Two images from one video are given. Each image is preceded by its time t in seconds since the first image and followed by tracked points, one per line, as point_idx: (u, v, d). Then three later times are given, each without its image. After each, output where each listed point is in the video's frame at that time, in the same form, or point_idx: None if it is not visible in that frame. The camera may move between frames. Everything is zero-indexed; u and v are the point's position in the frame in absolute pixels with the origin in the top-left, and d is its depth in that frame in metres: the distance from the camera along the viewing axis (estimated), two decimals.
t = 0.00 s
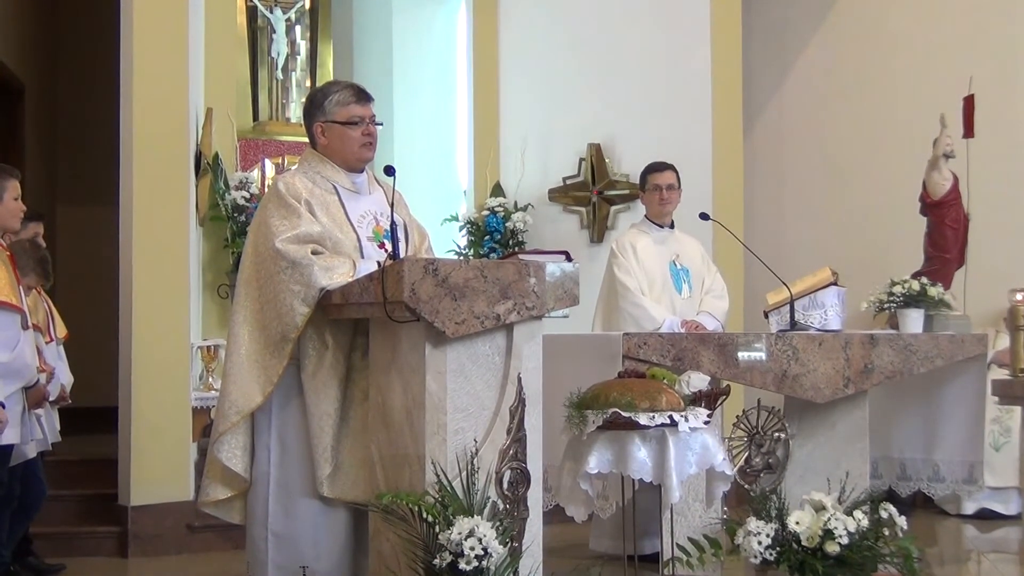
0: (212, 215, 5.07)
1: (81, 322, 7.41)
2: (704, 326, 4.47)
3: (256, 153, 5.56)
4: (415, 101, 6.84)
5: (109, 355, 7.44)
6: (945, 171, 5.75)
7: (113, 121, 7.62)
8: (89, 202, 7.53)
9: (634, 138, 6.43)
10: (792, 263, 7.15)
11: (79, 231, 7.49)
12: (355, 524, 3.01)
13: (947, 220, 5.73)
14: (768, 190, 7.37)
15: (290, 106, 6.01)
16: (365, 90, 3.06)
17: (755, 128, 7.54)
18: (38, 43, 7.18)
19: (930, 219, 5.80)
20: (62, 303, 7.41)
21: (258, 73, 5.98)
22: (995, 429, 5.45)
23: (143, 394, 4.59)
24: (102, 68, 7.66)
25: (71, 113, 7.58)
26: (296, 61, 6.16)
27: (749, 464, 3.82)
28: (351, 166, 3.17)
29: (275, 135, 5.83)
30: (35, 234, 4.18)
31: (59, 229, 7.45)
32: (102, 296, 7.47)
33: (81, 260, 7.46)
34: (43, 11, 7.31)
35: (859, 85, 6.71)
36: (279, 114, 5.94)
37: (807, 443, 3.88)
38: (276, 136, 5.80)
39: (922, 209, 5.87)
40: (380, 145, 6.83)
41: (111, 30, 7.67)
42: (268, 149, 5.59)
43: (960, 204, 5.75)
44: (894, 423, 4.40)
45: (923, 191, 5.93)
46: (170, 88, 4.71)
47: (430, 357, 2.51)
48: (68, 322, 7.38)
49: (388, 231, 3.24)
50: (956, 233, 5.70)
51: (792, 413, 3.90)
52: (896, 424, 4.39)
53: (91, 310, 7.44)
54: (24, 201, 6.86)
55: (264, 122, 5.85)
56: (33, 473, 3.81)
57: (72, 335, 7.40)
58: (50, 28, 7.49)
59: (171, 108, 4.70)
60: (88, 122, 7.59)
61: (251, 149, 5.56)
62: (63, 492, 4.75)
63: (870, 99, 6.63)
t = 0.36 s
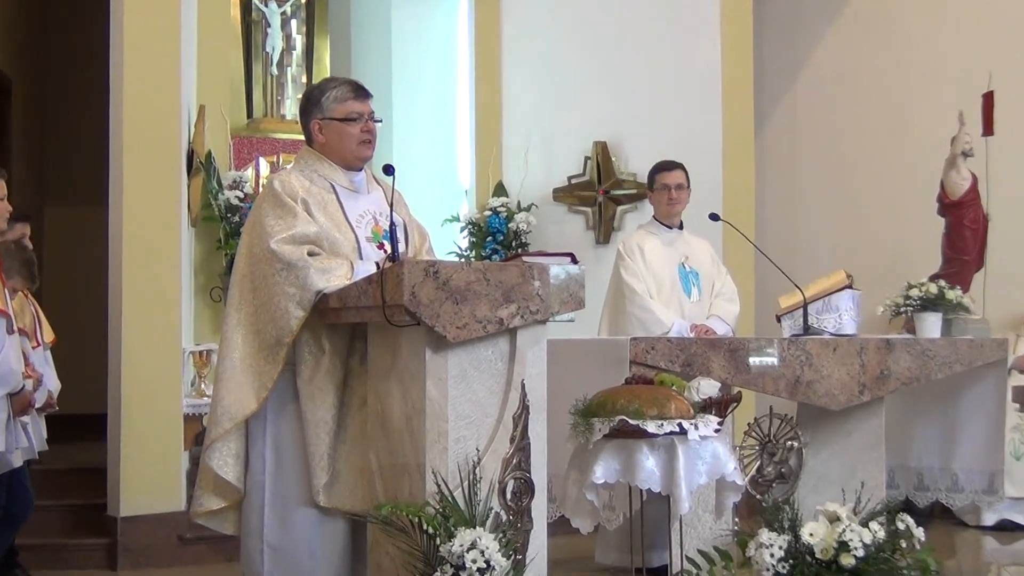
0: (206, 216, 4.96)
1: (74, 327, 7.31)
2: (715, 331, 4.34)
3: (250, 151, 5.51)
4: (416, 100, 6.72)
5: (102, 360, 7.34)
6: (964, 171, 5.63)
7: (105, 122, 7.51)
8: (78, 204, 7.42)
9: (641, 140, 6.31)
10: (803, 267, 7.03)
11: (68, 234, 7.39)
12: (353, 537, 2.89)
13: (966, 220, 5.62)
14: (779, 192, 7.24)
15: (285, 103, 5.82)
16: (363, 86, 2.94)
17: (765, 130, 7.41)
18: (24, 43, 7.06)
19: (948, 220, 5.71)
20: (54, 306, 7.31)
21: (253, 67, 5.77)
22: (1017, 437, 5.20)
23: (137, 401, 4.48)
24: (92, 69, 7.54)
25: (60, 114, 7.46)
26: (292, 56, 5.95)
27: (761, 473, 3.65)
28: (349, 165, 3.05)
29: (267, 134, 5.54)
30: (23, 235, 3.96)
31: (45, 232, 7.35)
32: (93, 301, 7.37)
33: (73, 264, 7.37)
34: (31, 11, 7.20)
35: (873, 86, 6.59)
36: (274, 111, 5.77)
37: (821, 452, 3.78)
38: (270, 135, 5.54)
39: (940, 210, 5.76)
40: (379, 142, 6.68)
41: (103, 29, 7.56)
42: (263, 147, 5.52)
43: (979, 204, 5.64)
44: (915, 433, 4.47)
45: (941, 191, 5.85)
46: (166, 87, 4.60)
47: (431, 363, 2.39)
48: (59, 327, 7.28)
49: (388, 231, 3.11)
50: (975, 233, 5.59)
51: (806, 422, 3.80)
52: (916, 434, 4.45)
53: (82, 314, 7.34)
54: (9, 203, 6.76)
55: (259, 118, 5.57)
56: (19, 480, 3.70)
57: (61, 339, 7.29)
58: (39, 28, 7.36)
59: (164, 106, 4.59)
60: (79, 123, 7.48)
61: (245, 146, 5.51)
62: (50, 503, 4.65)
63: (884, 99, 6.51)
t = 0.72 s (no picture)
0: (199, 218, 4.87)
1: (69, 332, 7.21)
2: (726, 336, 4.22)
3: (245, 150, 5.43)
4: (417, 101, 6.60)
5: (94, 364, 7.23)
6: (984, 171, 5.73)
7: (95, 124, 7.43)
8: (69, 206, 7.33)
9: (650, 140, 6.19)
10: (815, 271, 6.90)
11: (58, 236, 7.29)
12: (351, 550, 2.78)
13: (985, 222, 5.67)
14: (793, 194, 7.12)
15: (281, 100, 5.80)
16: (362, 82, 2.83)
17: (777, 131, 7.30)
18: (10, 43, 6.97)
19: (968, 221, 5.76)
20: (46, 310, 7.20)
21: (247, 65, 5.76)
22: None
23: (131, 406, 4.38)
24: (81, 69, 7.45)
25: (49, 115, 7.36)
26: (289, 51, 5.97)
27: (774, 484, 3.54)
28: (348, 163, 2.93)
29: (264, 132, 5.59)
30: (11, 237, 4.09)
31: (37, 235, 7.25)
32: (82, 305, 7.26)
33: (64, 267, 7.27)
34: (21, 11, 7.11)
35: (888, 85, 6.47)
36: (269, 108, 5.73)
37: (836, 461, 3.66)
38: (267, 133, 5.56)
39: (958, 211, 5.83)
40: (378, 143, 6.55)
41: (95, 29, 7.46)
42: (258, 146, 5.47)
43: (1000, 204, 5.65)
44: (932, 441, 4.79)
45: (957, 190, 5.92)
46: (160, 85, 4.50)
47: (432, 370, 2.27)
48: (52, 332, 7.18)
49: (387, 232, 3.00)
50: (994, 236, 5.63)
51: (820, 431, 3.68)
52: (934, 443, 4.78)
53: (74, 318, 7.24)
54: None
55: (254, 117, 5.61)
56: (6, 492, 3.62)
57: (51, 344, 7.18)
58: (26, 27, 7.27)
59: (159, 105, 4.49)
60: (69, 125, 7.39)
61: (239, 145, 5.42)
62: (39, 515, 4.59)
63: (899, 99, 6.39)
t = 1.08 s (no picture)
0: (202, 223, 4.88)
1: (69, 335, 7.22)
2: (730, 340, 4.23)
3: (249, 156, 5.38)
4: (421, 105, 6.60)
5: (96, 368, 7.24)
6: (987, 175, 5.68)
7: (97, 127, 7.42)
8: (71, 210, 7.34)
9: (653, 144, 6.20)
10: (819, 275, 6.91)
11: (60, 241, 7.30)
12: (355, 555, 2.77)
13: (989, 226, 5.65)
14: (796, 198, 7.12)
15: (285, 106, 5.81)
16: (367, 88, 2.83)
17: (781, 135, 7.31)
18: (12, 47, 6.98)
19: (971, 225, 5.75)
20: (49, 313, 7.21)
21: (251, 69, 5.79)
22: None
23: (134, 411, 4.39)
24: (83, 73, 7.45)
25: (51, 119, 7.37)
26: (292, 56, 5.92)
27: (778, 488, 3.53)
28: (351, 168, 2.93)
29: (268, 137, 5.60)
30: (14, 243, 4.10)
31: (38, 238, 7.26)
32: (84, 309, 7.27)
33: (65, 271, 7.27)
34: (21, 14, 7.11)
35: (892, 89, 6.47)
36: (273, 113, 5.74)
37: (840, 465, 3.65)
38: (270, 139, 5.57)
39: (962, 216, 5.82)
40: (383, 147, 6.59)
41: (96, 32, 7.47)
42: (261, 152, 5.40)
43: (1004, 208, 5.63)
44: (936, 445, 4.79)
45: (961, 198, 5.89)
46: (164, 89, 4.51)
47: (437, 375, 2.27)
48: (52, 335, 7.19)
49: (391, 237, 3.01)
50: (999, 240, 5.61)
51: (824, 435, 3.68)
52: (938, 447, 4.78)
53: (76, 321, 7.24)
54: None
55: (257, 122, 5.62)
56: (11, 498, 3.64)
57: (52, 348, 7.19)
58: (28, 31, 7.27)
59: (161, 109, 4.49)
60: (70, 129, 7.39)
61: (243, 151, 5.37)
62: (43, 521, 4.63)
63: (902, 102, 6.40)
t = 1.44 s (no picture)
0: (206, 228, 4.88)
1: (72, 340, 7.23)
2: (733, 345, 4.22)
3: (252, 161, 5.47)
4: (424, 110, 6.59)
5: (100, 374, 7.24)
6: (991, 178, 5.71)
7: (100, 133, 7.43)
8: (74, 216, 7.35)
9: (657, 148, 6.20)
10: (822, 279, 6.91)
11: (63, 246, 7.30)
12: (360, 561, 2.77)
13: (993, 230, 5.65)
14: (801, 202, 7.11)
15: (288, 111, 5.81)
16: (370, 93, 2.83)
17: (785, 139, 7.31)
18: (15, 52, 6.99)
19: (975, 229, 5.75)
20: (53, 319, 7.22)
21: (255, 74, 5.80)
22: None
23: (138, 416, 4.40)
24: (87, 79, 7.46)
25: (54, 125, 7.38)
26: (296, 62, 5.94)
27: (782, 493, 3.49)
28: (355, 174, 2.94)
29: (272, 142, 5.59)
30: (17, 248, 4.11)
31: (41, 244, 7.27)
32: (87, 314, 7.27)
33: (69, 276, 7.28)
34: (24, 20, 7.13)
35: (895, 92, 6.47)
36: (277, 119, 5.73)
37: (845, 469, 3.65)
38: (275, 144, 5.58)
39: (966, 220, 5.82)
40: (386, 152, 6.60)
41: (100, 38, 7.50)
42: (265, 157, 5.50)
43: (1008, 211, 5.65)
44: (941, 449, 4.78)
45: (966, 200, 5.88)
46: (168, 93, 4.52)
47: (440, 380, 2.28)
48: (55, 341, 7.20)
49: (395, 242, 3.00)
50: (1003, 243, 5.62)
51: (829, 439, 3.68)
52: (942, 451, 4.77)
53: (79, 327, 7.25)
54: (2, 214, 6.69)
55: (261, 127, 5.61)
56: (15, 503, 3.66)
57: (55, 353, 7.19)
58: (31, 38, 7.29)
59: (166, 114, 4.50)
60: (73, 135, 7.40)
61: (247, 156, 5.46)
62: (46, 526, 4.63)
63: (905, 105, 6.40)
